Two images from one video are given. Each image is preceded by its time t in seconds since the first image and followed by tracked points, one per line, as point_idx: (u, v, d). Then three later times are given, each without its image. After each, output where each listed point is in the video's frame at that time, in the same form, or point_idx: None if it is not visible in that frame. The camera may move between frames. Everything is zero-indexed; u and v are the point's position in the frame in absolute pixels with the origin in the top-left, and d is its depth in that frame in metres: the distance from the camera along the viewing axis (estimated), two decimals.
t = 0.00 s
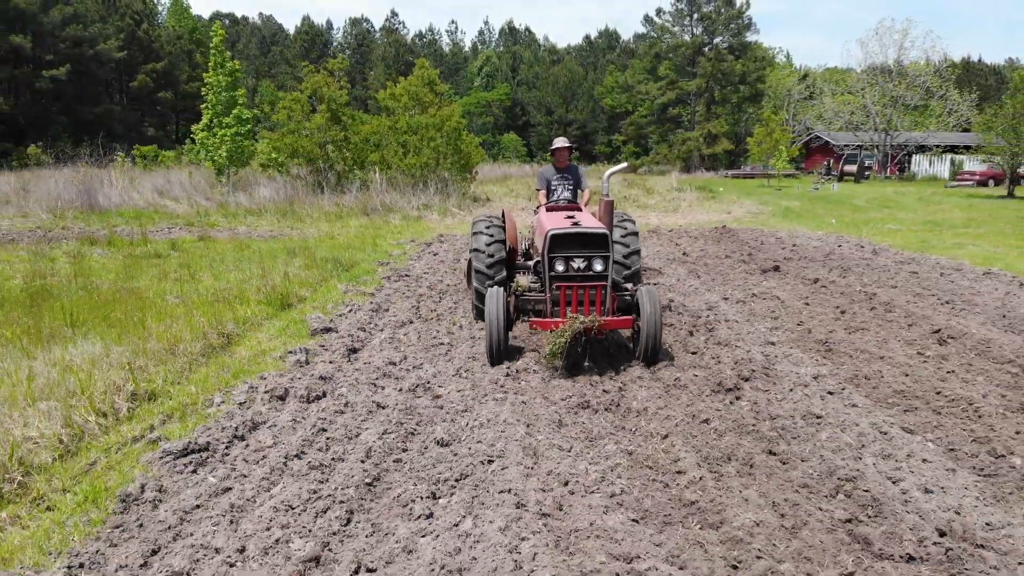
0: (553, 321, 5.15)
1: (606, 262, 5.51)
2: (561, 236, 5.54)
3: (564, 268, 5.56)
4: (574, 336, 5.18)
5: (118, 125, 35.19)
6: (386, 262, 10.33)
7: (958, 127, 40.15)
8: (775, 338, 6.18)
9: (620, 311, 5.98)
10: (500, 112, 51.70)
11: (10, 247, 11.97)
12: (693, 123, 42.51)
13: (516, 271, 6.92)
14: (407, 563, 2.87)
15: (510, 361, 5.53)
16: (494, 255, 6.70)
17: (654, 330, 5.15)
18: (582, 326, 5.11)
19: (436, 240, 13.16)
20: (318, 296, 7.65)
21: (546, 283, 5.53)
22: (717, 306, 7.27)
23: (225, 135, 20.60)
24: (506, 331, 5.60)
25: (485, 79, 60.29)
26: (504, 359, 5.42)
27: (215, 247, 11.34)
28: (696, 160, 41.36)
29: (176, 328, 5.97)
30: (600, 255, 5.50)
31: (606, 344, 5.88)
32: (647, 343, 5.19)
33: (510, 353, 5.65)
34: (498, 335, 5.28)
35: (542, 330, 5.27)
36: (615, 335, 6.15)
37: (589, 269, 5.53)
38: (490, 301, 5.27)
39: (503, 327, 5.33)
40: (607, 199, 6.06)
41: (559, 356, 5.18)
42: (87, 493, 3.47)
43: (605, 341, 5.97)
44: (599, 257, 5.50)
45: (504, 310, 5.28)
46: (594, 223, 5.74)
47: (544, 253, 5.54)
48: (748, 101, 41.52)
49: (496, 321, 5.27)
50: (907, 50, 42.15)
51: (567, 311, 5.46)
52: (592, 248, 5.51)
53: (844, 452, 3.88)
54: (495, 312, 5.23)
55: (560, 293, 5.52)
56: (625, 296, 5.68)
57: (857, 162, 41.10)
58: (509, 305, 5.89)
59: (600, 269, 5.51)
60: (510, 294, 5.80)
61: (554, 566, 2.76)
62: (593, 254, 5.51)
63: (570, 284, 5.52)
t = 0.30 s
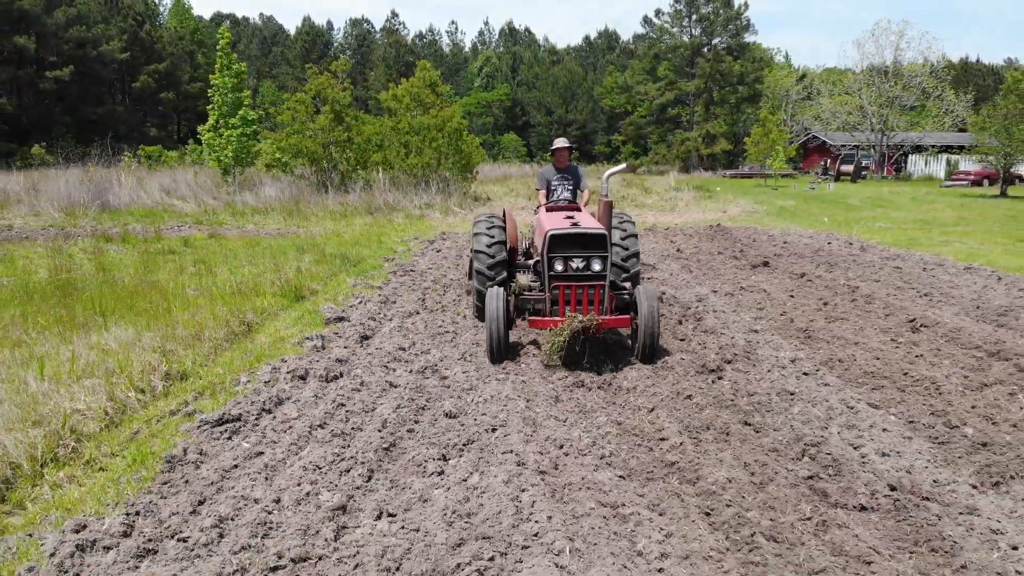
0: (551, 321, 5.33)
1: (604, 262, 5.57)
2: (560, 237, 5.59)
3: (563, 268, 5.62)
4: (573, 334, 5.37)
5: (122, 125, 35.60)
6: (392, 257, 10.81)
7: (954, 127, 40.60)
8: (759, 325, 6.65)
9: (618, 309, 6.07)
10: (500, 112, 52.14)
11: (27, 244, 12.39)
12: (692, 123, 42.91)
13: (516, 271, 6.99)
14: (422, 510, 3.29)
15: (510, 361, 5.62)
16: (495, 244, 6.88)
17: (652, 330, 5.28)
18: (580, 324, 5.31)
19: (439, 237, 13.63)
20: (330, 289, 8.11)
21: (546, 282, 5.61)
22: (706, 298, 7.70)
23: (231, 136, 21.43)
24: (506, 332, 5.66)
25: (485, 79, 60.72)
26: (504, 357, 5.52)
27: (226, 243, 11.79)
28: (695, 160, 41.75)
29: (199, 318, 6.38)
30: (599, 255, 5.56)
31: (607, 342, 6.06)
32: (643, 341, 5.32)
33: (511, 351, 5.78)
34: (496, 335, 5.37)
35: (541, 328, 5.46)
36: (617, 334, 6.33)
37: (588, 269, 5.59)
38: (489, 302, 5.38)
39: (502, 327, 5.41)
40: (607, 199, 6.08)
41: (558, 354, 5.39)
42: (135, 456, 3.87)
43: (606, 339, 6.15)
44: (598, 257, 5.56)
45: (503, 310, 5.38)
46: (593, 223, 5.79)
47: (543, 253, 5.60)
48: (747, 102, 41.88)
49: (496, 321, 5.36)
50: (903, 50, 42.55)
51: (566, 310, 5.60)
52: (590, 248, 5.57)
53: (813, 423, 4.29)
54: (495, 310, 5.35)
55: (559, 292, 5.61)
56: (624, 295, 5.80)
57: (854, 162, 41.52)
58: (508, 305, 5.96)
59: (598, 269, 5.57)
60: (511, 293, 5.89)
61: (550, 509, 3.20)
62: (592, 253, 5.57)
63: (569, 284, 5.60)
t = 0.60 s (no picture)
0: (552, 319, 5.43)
1: (604, 261, 5.64)
2: (560, 237, 5.63)
3: (563, 267, 5.67)
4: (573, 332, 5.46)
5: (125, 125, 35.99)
6: (396, 254, 11.24)
7: (950, 127, 40.96)
8: (745, 315, 7.07)
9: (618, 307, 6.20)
10: (500, 112, 52.54)
11: (42, 242, 12.77)
12: (690, 124, 43.29)
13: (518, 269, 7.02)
14: (434, 472, 3.69)
15: (512, 360, 5.67)
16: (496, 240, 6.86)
17: (651, 326, 5.39)
18: (579, 323, 5.41)
19: (441, 235, 14.05)
20: (338, 283, 8.52)
21: (545, 282, 5.66)
22: (696, 291, 8.11)
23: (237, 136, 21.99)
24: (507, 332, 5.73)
25: (486, 79, 61.14)
26: (506, 357, 5.58)
27: (235, 240, 12.23)
28: (693, 160, 42.15)
29: (218, 309, 6.78)
30: (598, 255, 5.63)
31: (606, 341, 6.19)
32: (643, 338, 5.43)
33: (512, 350, 5.85)
34: (499, 337, 5.48)
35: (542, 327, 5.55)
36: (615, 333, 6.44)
37: (588, 268, 5.65)
38: (489, 303, 5.47)
39: (503, 328, 5.48)
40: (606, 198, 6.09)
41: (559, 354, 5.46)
42: (171, 427, 4.23)
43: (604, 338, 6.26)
44: (597, 256, 5.63)
45: (504, 310, 5.47)
46: (593, 223, 5.83)
47: (542, 253, 5.65)
48: (745, 102, 42.22)
49: (497, 322, 5.47)
50: (899, 51, 42.94)
51: (565, 309, 5.67)
52: (589, 247, 5.64)
53: (789, 400, 4.69)
54: (497, 312, 5.45)
55: (559, 291, 5.66)
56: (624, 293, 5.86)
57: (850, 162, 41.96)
58: (509, 304, 6.02)
59: (597, 268, 5.63)
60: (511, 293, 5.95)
61: (548, 469, 3.60)
62: (592, 253, 5.63)
63: (569, 283, 5.65)
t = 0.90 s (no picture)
0: (550, 318, 5.55)
1: (602, 260, 5.80)
2: (559, 237, 5.79)
3: (562, 267, 5.84)
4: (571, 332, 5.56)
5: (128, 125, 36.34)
6: (400, 251, 11.66)
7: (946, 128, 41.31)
8: (733, 307, 7.47)
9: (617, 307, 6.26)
10: (499, 112, 52.94)
11: (55, 239, 13.14)
12: (689, 124, 43.67)
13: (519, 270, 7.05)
14: (443, 442, 4.08)
15: (510, 356, 5.79)
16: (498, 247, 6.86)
17: (649, 325, 5.47)
18: (578, 322, 5.50)
19: (443, 233, 14.46)
20: (346, 277, 8.94)
21: (545, 281, 5.82)
22: (688, 286, 8.50)
23: (242, 136, 22.59)
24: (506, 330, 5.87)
25: (486, 80, 61.55)
26: (505, 353, 5.70)
27: (245, 237, 12.67)
28: (692, 160, 42.51)
29: (234, 301, 7.17)
30: (596, 254, 5.78)
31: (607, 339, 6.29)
32: (640, 337, 5.50)
33: (512, 347, 5.99)
34: (497, 334, 5.61)
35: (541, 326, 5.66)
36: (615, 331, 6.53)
37: (587, 267, 5.82)
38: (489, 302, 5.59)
39: (502, 327, 5.61)
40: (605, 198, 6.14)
41: (557, 352, 5.58)
42: (200, 404, 4.60)
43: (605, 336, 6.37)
44: (596, 256, 5.79)
45: (504, 308, 5.59)
46: (591, 223, 5.97)
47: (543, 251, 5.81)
48: (744, 103, 42.56)
49: (497, 319, 5.58)
50: (896, 52, 43.30)
51: (564, 309, 5.78)
52: (588, 247, 5.81)
53: (769, 381, 5.10)
54: (496, 309, 5.57)
55: (558, 291, 5.81)
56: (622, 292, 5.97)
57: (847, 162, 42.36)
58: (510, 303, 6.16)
59: (595, 267, 5.80)
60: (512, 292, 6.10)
61: (545, 438, 3.99)
62: (591, 252, 5.81)
63: (568, 283, 5.81)
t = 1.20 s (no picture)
0: (549, 316, 5.59)
1: (601, 259, 5.79)
2: (558, 235, 5.79)
3: (561, 266, 5.82)
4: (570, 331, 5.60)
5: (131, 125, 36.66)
6: (404, 247, 12.05)
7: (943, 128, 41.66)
8: (723, 300, 7.87)
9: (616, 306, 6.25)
10: (500, 112, 53.27)
11: (67, 237, 13.47)
12: (688, 124, 44.02)
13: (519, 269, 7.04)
14: (449, 419, 4.44)
15: (509, 355, 5.79)
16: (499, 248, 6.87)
17: (649, 324, 5.47)
18: (576, 321, 5.53)
19: (445, 231, 14.85)
20: (353, 272, 9.32)
21: (544, 280, 5.82)
22: (681, 280, 8.88)
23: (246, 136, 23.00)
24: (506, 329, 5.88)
25: (486, 80, 61.94)
26: (504, 352, 5.72)
27: (252, 235, 13.06)
28: (691, 160, 42.87)
29: (248, 294, 7.54)
30: (595, 253, 5.78)
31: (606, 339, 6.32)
32: (639, 337, 5.50)
33: (511, 347, 5.97)
34: (498, 333, 5.61)
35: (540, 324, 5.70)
36: (614, 331, 6.55)
37: (586, 266, 5.81)
38: (490, 301, 5.57)
39: (503, 324, 5.61)
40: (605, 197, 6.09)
41: (555, 350, 5.59)
42: (225, 386, 4.96)
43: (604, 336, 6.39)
44: (594, 255, 5.78)
45: (504, 306, 5.56)
46: (590, 222, 5.96)
47: (540, 251, 5.81)
48: (742, 103, 42.91)
49: (497, 317, 5.58)
50: (892, 53, 43.69)
51: (562, 307, 5.78)
52: (587, 246, 5.81)
53: (752, 365, 5.47)
54: (496, 308, 5.55)
55: (555, 290, 5.80)
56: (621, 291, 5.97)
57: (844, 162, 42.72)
58: (509, 302, 6.20)
59: (594, 266, 5.78)
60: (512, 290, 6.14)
61: (543, 414, 4.37)
62: (589, 252, 5.80)
63: (566, 281, 5.81)
